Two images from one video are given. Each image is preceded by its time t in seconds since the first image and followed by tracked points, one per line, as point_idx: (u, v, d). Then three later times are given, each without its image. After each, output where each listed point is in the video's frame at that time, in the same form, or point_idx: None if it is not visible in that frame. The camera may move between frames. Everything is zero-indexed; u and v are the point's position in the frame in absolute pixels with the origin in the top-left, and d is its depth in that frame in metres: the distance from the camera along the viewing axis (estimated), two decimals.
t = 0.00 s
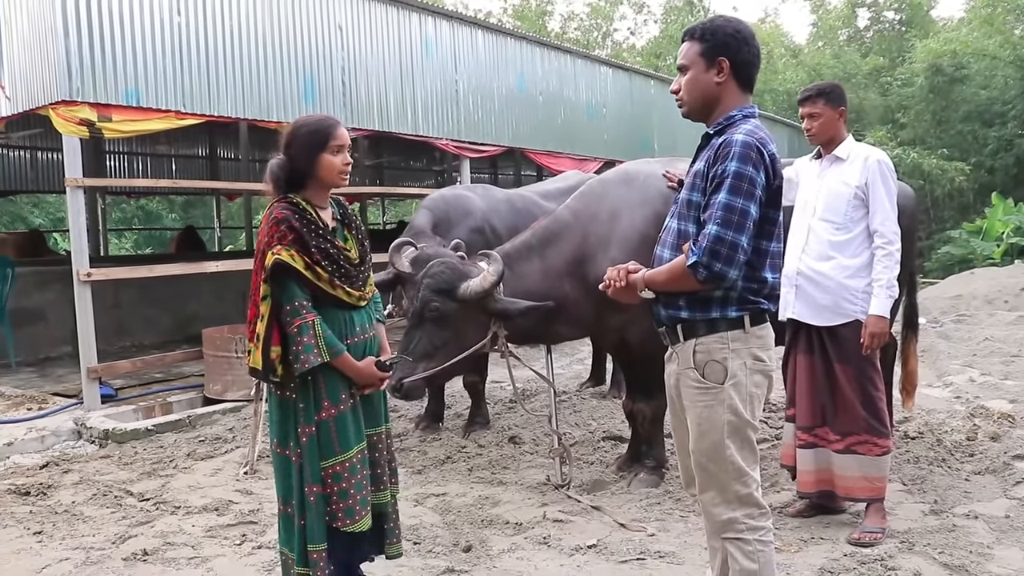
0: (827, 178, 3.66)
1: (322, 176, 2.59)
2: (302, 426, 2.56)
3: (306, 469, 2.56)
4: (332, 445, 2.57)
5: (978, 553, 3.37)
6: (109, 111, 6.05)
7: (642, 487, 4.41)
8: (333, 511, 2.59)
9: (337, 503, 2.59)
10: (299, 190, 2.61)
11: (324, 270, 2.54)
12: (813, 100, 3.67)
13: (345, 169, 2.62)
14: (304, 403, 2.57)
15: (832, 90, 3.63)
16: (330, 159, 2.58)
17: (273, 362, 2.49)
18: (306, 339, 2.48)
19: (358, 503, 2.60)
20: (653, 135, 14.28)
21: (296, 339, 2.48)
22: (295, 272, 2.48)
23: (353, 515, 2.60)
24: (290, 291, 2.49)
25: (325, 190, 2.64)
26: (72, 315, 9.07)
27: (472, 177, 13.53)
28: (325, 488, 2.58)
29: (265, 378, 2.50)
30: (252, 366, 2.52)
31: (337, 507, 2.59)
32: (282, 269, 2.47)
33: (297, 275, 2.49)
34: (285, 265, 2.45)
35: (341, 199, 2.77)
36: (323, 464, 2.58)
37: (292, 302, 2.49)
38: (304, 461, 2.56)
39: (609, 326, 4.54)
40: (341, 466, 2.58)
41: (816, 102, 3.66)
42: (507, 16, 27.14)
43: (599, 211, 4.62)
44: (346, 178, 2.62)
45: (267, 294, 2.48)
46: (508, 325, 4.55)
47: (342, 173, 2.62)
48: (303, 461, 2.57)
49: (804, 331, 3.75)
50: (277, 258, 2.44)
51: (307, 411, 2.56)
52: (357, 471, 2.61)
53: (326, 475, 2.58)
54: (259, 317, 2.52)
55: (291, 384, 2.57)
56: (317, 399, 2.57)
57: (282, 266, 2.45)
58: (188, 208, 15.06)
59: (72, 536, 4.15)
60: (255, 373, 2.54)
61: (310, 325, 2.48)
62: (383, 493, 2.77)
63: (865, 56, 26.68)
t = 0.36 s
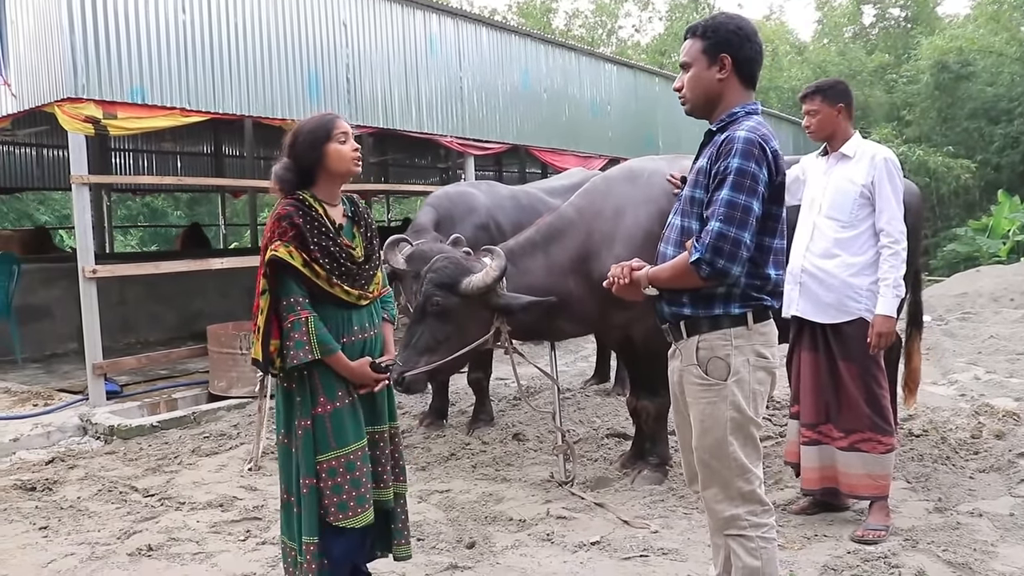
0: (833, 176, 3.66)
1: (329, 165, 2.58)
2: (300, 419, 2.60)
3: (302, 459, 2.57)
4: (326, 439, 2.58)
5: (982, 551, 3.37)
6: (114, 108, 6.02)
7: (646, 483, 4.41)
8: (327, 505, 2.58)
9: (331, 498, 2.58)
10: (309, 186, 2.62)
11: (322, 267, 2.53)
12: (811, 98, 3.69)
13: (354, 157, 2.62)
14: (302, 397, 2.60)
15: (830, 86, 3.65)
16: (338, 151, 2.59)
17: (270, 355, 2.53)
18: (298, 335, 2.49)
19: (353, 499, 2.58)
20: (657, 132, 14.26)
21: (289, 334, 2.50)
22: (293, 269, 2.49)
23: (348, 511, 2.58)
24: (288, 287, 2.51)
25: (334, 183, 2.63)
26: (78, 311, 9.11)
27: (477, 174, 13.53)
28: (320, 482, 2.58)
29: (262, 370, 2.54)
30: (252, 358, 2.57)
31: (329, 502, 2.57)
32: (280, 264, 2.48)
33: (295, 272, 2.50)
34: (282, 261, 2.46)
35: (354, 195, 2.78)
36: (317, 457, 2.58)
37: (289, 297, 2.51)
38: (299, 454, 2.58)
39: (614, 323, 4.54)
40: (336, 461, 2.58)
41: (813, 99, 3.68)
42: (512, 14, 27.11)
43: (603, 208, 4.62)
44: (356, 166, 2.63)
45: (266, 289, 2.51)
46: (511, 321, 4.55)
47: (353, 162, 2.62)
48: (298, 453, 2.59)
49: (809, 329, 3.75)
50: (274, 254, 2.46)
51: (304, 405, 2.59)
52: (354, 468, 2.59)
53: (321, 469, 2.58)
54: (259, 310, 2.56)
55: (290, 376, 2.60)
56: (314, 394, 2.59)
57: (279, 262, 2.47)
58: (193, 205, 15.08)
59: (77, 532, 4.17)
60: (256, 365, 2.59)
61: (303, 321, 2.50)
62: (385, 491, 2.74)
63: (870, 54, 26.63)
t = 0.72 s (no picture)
0: (837, 174, 3.66)
1: (336, 165, 2.59)
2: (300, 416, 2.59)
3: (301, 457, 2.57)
4: (328, 437, 2.58)
5: (983, 549, 3.36)
6: (118, 105, 6.06)
7: (648, 481, 4.41)
8: (327, 502, 2.59)
9: (332, 495, 2.58)
10: (313, 183, 2.62)
11: (331, 262, 2.54)
12: (811, 97, 3.73)
13: (360, 159, 2.63)
14: (304, 394, 2.59)
15: (830, 85, 3.66)
16: (345, 150, 2.59)
17: (279, 351, 2.53)
18: (308, 330, 2.49)
19: (353, 497, 2.59)
20: (661, 130, 14.25)
21: (299, 329, 2.50)
22: (301, 264, 2.49)
23: (348, 508, 2.58)
24: (296, 282, 2.51)
25: (339, 181, 2.63)
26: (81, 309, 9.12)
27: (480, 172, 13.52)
28: (321, 479, 2.58)
29: (268, 366, 2.54)
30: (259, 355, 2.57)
31: (330, 499, 2.58)
32: (289, 260, 2.48)
33: (303, 267, 2.51)
34: (290, 256, 2.46)
35: (356, 193, 2.78)
36: (317, 454, 2.58)
37: (297, 293, 2.51)
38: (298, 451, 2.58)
39: (616, 321, 4.53)
40: (337, 458, 2.58)
41: (812, 99, 3.72)
42: (516, 12, 27.08)
43: (605, 206, 4.61)
44: (361, 168, 2.63)
45: (273, 284, 2.51)
46: (511, 318, 4.57)
47: (358, 162, 2.62)
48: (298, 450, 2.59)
49: (812, 326, 3.75)
50: (283, 248, 2.46)
51: (306, 402, 2.58)
52: (355, 465, 2.60)
53: (321, 466, 2.59)
54: (266, 307, 2.55)
55: (295, 373, 2.59)
56: (317, 390, 2.59)
57: (288, 256, 2.47)
58: (197, 203, 15.09)
59: (80, 528, 4.18)
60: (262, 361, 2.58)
61: (312, 317, 2.50)
62: (386, 488, 2.75)
63: (875, 52, 26.57)
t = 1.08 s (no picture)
0: (837, 170, 3.65)
1: (336, 162, 2.58)
2: (303, 416, 2.58)
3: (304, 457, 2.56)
4: (332, 437, 2.58)
5: (982, 546, 3.36)
6: (114, 103, 6.08)
7: (647, 479, 4.40)
8: (329, 502, 2.58)
9: (334, 495, 2.58)
10: (312, 178, 2.61)
11: (336, 260, 2.54)
12: (810, 94, 3.72)
13: (357, 154, 2.61)
14: (307, 394, 2.58)
15: (830, 81, 3.65)
16: (344, 148, 2.58)
17: (284, 350, 2.51)
18: (316, 329, 2.48)
19: (355, 497, 2.59)
20: (659, 128, 14.25)
21: (306, 328, 2.48)
22: (308, 261, 2.48)
23: (351, 508, 2.59)
24: (302, 280, 2.50)
25: (337, 179, 2.63)
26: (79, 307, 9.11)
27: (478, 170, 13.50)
28: (324, 479, 2.58)
29: (273, 366, 2.51)
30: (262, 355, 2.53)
31: (332, 499, 2.58)
32: (295, 257, 2.47)
33: (309, 265, 2.49)
34: (298, 253, 2.45)
35: (352, 189, 2.77)
36: (320, 455, 2.58)
37: (303, 291, 2.49)
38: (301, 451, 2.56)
39: (615, 319, 4.53)
40: (340, 458, 2.58)
41: (813, 95, 3.70)
42: (513, 10, 27.04)
43: (604, 203, 4.60)
44: (358, 164, 2.61)
45: (279, 282, 2.48)
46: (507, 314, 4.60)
47: (356, 159, 2.61)
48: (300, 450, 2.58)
49: (811, 322, 3.74)
50: (290, 246, 2.44)
51: (309, 401, 2.57)
52: (357, 465, 2.60)
53: (324, 467, 2.58)
54: (270, 305, 2.52)
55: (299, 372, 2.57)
56: (320, 390, 2.58)
57: (295, 254, 2.45)
58: (195, 201, 15.06)
59: (78, 527, 4.17)
60: (265, 361, 2.55)
61: (320, 315, 2.49)
62: (388, 487, 2.74)
63: (872, 49, 26.60)
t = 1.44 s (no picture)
0: (831, 172, 3.66)
1: (332, 164, 2.57)
2: (302, 421, 2.56)
3: (303, 464, 2.53)
4: (331, 441, 2.56)
5: (977, 548, 3.36)
6: (109, 103, 6.05)
7: (642, 481, 4.40)
8: (328, 507, 2.57)
9: (333, 499, 2.57)
10: (308, 177, 2.60)
11: (334, 263, 2.53)
12: (805, 95, 3.72)
13: (355, 158, 2.61)
14: (305, 398, 2.56)
15: (824, 83, 3.65)
16: (341, 149, 2.58)
17: (281, 355, 2.48)
18: (314, 333, 2.47)
19: (355, 500, 2.58)
20: (654, 129, 14.26)
21: (304, 332, 2.47)
22: (306, 264, 2.47)
23: (351, 512, 2.58)
24: (300, 283, 2.48)
25: (333, 180, 2.62)
26: (72, 307, 9.07)
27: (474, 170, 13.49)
28: (322, 484, 2.56)
29: (271, 371, 2.48)
30: (259, 359, 2.50)
31: (332, 504, 2.56)
32: (293, 260, 2.45)
33: (308, 267, 2.48)
34: (296, 256, 2.44)
35: (347, 190, 2.76)
36: (319, 460, 2.56)
37: (301, 294, 2.48)
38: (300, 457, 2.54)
39: (611, 320, 4.53)
40: (340, 463, 2.57)
41: (807, 96, 3.70)
42: (509, 11, 27.04)
43: (600, 205, 4.60)
44: (355, 168, 2.61)
45: (277, 285, 2.47)
46: (502, 313, 4.56)
47: (353, 161, 2.61)
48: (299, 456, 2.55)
49: (806, 324, 3.74)
50: (288, 248, 2.43)
51: (307, 406, 2.55)
52: (356, 469, 2.59)
53: (323, 472, 2.56)
54: (267, 308, 2.50)
55: (296, 377, 2.55)
56: (319, 394, 2.56)
57: (293, 256, 2.44)
58: (190, 201, 15.03)
59: (71, 529, 4.15)
60: (260, 365, 2.52)
61: (319, 318, 2.47)
62: (386, 490, 2.74)
63: (867, 51, 26.67)
